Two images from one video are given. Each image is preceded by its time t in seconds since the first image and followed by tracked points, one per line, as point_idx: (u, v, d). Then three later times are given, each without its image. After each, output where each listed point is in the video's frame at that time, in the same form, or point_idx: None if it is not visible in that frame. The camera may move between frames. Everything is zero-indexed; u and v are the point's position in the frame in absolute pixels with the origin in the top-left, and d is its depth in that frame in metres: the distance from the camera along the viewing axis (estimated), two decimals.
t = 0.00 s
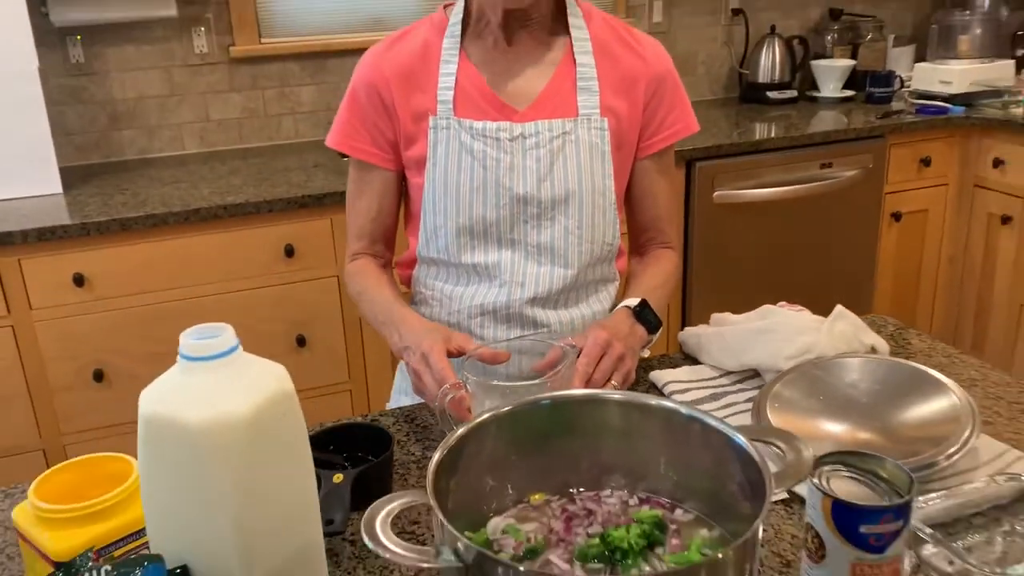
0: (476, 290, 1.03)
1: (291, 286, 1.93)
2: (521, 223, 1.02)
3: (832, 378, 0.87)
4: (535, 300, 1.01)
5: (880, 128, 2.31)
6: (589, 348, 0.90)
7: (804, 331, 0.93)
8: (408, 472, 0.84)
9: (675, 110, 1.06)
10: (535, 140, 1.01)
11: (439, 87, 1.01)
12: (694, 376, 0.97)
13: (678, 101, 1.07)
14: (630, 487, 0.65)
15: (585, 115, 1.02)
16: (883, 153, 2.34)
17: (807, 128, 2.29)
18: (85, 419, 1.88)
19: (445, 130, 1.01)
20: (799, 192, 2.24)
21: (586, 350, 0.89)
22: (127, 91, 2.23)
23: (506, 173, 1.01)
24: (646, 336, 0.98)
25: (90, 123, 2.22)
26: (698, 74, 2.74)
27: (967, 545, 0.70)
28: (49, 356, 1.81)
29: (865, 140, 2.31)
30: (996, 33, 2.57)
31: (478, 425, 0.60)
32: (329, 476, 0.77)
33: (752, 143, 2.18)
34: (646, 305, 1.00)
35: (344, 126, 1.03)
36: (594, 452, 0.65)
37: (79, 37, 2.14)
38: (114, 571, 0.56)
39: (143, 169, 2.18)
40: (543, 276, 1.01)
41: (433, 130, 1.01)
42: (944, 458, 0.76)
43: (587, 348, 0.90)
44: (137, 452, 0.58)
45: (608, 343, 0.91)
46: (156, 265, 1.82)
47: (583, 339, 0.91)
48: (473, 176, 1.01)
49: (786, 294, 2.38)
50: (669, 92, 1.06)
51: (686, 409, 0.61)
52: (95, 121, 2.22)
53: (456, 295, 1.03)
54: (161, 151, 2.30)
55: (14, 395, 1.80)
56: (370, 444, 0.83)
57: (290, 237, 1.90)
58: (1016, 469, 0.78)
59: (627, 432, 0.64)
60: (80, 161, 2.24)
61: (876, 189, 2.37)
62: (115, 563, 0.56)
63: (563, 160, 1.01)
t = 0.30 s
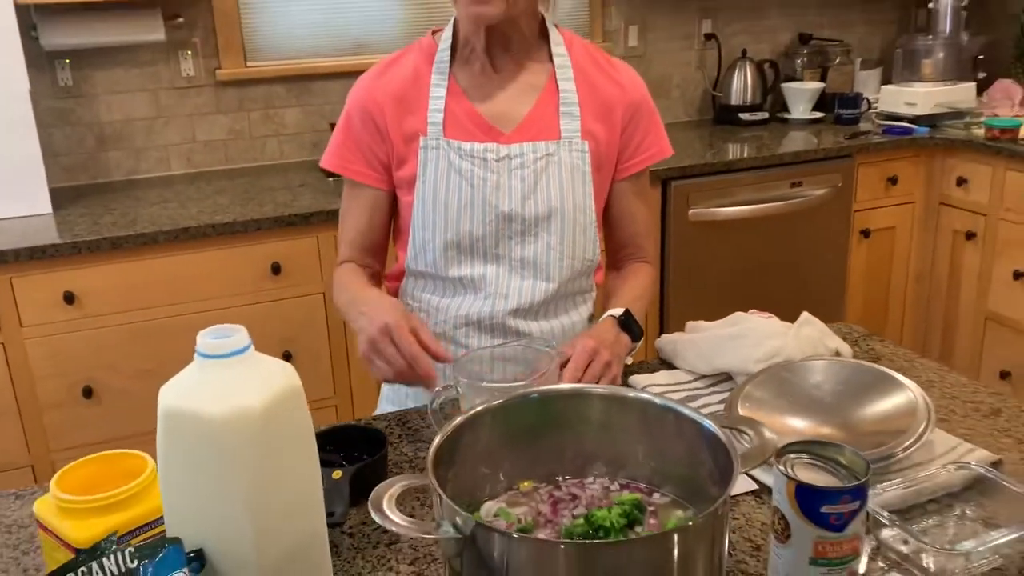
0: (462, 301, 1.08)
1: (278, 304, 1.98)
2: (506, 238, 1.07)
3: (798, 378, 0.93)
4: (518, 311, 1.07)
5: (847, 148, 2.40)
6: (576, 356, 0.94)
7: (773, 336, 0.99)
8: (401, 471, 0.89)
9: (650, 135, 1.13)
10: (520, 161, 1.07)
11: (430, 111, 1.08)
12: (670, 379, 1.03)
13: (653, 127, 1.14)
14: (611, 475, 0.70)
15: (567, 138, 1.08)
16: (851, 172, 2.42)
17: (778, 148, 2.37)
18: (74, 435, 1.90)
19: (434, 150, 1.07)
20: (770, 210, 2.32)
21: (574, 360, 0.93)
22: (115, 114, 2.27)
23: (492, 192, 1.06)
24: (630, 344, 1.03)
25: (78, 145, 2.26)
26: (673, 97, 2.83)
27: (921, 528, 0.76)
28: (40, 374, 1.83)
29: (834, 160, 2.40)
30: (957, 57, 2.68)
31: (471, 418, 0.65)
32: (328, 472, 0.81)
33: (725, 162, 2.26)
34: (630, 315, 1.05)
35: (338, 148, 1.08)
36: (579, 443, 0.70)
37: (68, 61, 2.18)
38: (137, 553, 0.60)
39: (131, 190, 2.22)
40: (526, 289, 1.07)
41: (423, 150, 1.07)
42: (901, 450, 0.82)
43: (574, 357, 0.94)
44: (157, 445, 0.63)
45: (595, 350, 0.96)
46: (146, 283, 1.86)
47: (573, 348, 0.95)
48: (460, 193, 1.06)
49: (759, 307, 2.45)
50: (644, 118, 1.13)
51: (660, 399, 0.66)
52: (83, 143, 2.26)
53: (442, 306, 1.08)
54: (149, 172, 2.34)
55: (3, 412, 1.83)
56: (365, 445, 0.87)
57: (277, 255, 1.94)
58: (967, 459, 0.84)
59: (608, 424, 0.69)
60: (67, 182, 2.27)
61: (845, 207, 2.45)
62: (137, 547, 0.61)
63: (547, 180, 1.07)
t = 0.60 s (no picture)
0: (447, 318, 1.12)
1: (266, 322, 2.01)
2: (491, 257, 1.12)
3: (769, 391, 0.97)
4: (502, 328, 1.11)
5: (823, 173, 2.47)
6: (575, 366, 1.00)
7: (747, 351, 1.04)
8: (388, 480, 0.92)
9: (625, 161, 1.19)
10: (504, 183, 1.11)
11: (418, 134, 1.11)
12: (648, 393, 1.07)
13: (628, 153, 1.19)
14: (590, 479, 0.74)
15: (549, 161, 1.13)
16: (826, 195, 2.49)
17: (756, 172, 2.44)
18: (61, 451, 1.92)
19: (422, 172, 1.10)
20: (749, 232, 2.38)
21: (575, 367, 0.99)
22: (105, 134, 2.30)
23: (478, 213, 1.11)
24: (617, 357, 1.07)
25: (68, 164, 2.29)
26: (653, 121, 2.89)
27: (885, 532, 0.81)
28: (28, 391, 1.85)
29: (810, 184, 2.47)
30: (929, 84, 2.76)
31: (457, 426, 0.69)
32: (320, 479, 0.85)
33: (705, 186, 2.32)
34: (614, 329, 1.09)
35: (328, 171, 1.09)
36: (559, 450, 0.74)
37: (59, 82, 2.21)
38: (139, 552, 0.63)
39: (120, 209, 2.25)
40: (509, 306, 1.11)
41: (411, 173, 1.11)
42: (865, 458, 0.87)
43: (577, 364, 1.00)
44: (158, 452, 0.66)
45: (595, 358, 1.01)
46: (135, 300, 1.89)
47: (574, 355, 1.01)
48: (447, 214, 1.10)
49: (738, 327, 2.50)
50: (620, 145, 1.18)
51: (634, 407, 0.70)
52: (73, 162, 2.29)
53: (428, 323, 1.12)
54: (138, 192, 2.37)
55: None
56: (353, 454, 0.91)
57: (265, 274, 1.98)
58: (928, 467, 0.89)
59: (585, 431, 0.73)
60: (57, 201, 2.30)
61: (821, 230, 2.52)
62: (139, 546, 0.64)
63: (530, 201, 1.12)
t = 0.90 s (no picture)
0: (435, 336, 1.15)
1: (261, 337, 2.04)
2: (479, 274, 1.16)
3: (746, 406, 1.01)
4: (489, 344, 1.14)
5: (808, 196, 2.52)
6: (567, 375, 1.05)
7: (726, 367, 1.08)
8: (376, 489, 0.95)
9: (603, 183, 1.24)
10: (493, 203, 1.16)
11: (410, 155, 1.14)
12: (631, 407, 1.10)
13: (606, 176, 1.24)
14: (569, 486, 0.77)
15: (534, 182, 1.18)
16: (812, 218, 2.54)
17: (745, 194, 2.48)
18: (55, 463, 1.94)
19: (413, 191, 1.14)
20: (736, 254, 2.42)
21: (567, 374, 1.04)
22: (104, 151, 2.34)
23: (467, 231, 1.15)
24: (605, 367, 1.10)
25: (67, 181, 2.32)
26: (644, 143, 2.94)
27: (853, 540, 0.84)
28: (23, 404, 1.88)
29: (797, 207, 2.51)
30: (913, 110, 2.81)
31: (442, 433, 0.72)
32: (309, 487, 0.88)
33: (694, 208, 2.36)
34: (600, 342, 1.13)
35: (321, 192, 1.10)
36: (539, 458, 0.77)
37: (59, 100, 2.25)
38: (135, 551, 0.67)
39: (117, 225, 2.28)
40: (496, 322, 1.15)
41: (402, 193, 1.14)
42: (837, 470, 0.90)
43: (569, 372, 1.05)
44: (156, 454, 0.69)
45: (590, 366, 1.06)
46: (131, 315, 1.92)
47: (571, 363, 1.06)
48: (437, 233, 1.14)
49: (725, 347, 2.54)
50: (599, 168, 1.23)
51: (612, 416, 0.74)
52: (71, 179, 2.33)
53: (416, 340, 1.15)
54: (135, 209, 2.40)
55: None
56: (342, 464, 0.94)
57: (260, 290, 2.01)
58: (897, 479, 0.92)
59: (563, 441, 0.76)
60: (54, 216, 2.33)
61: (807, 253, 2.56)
62: (136, 546, 0.67)
63: (518, 219, 1.16)
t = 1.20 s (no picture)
0: (423, 345, 1.19)
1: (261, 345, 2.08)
2: (465, 285, 1.20)
3: (726, 412, 1.04)
4: (476, 352, 1.19)
5: (801, 213, 2.56)
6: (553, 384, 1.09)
7: (709, 373, 1.11)
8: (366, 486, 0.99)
9: (579, 197, 1.29)
10: (478, 216, 1.20)
11: (398, 171, 1.18)
12: (616, 412, 1.14)
13: (581, 191, 1.30)
14: (549, 481, 0.81)
15: (517, 196, 1.23)
16: (805, 235, 2.58)
17: (739, 211, 2.53)
18: (57, 467, 1.98)
19: (401, 205, 1.18)
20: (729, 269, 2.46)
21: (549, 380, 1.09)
22: (110, 163, 2.39)
23: (454, 243, 1.19)
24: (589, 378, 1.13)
25: (73, 192, 2.37)
26: (641, 160, 2.99)
27: (825, 538, 0.87)
28: (27, 408, 1.91)
29: (789, 224, 2.56)
30: (905, 130, 2.86)
31: (427, 429, 0.76)
32: (303, 482, 0.92)
33: (687, 223, 2.40)
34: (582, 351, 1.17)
35: (313, 207, 1.13)
36: (519, 454, 0.81)
37: (67, 112, 2.31)
38: (135, 534, 0.71)
39: (121, 235, 2.33)
40: (482, 331, 1.19)
41: (391, 206, 1.17)
42: (810, 471, 0.94)
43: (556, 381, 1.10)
44: (157, 448, 0.73)
45: (581, 372, 1.10)
46: (134, 322, 1.96)
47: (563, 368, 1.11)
48: (426, 245, 1.18)
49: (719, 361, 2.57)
50: (574, 183, 1.29)
51: (587, 413, 0.78)
52: (77, 190, 2.37)
53: (405, 351, 1.19)
54: (139, 220, 2.45)
55: None
56: (334, 462, 0.97)
57: (261, 299, 2.05)
58: (869, 481, 0.96)
59: (541, 439, 0.80)
60: (60, 226, 2.38)
61: (800, 270, 2.60)
62: (136, 530, 0.72)
63: (503, 231, 1.21)
